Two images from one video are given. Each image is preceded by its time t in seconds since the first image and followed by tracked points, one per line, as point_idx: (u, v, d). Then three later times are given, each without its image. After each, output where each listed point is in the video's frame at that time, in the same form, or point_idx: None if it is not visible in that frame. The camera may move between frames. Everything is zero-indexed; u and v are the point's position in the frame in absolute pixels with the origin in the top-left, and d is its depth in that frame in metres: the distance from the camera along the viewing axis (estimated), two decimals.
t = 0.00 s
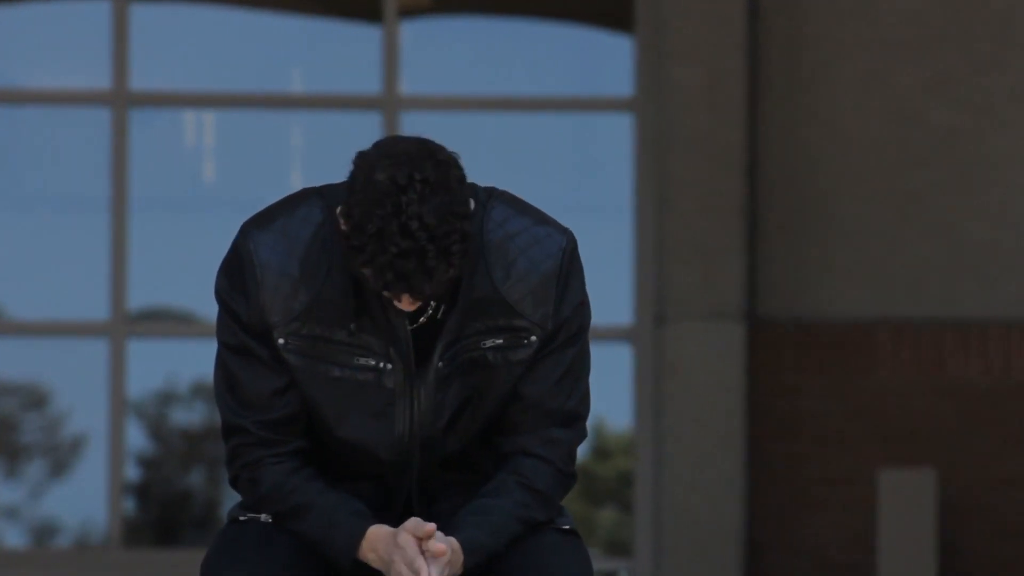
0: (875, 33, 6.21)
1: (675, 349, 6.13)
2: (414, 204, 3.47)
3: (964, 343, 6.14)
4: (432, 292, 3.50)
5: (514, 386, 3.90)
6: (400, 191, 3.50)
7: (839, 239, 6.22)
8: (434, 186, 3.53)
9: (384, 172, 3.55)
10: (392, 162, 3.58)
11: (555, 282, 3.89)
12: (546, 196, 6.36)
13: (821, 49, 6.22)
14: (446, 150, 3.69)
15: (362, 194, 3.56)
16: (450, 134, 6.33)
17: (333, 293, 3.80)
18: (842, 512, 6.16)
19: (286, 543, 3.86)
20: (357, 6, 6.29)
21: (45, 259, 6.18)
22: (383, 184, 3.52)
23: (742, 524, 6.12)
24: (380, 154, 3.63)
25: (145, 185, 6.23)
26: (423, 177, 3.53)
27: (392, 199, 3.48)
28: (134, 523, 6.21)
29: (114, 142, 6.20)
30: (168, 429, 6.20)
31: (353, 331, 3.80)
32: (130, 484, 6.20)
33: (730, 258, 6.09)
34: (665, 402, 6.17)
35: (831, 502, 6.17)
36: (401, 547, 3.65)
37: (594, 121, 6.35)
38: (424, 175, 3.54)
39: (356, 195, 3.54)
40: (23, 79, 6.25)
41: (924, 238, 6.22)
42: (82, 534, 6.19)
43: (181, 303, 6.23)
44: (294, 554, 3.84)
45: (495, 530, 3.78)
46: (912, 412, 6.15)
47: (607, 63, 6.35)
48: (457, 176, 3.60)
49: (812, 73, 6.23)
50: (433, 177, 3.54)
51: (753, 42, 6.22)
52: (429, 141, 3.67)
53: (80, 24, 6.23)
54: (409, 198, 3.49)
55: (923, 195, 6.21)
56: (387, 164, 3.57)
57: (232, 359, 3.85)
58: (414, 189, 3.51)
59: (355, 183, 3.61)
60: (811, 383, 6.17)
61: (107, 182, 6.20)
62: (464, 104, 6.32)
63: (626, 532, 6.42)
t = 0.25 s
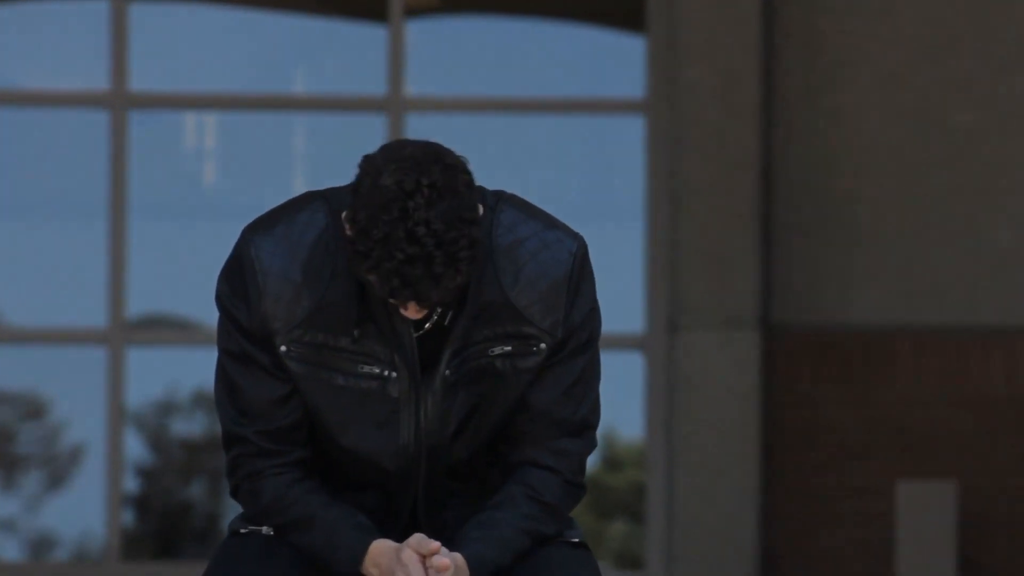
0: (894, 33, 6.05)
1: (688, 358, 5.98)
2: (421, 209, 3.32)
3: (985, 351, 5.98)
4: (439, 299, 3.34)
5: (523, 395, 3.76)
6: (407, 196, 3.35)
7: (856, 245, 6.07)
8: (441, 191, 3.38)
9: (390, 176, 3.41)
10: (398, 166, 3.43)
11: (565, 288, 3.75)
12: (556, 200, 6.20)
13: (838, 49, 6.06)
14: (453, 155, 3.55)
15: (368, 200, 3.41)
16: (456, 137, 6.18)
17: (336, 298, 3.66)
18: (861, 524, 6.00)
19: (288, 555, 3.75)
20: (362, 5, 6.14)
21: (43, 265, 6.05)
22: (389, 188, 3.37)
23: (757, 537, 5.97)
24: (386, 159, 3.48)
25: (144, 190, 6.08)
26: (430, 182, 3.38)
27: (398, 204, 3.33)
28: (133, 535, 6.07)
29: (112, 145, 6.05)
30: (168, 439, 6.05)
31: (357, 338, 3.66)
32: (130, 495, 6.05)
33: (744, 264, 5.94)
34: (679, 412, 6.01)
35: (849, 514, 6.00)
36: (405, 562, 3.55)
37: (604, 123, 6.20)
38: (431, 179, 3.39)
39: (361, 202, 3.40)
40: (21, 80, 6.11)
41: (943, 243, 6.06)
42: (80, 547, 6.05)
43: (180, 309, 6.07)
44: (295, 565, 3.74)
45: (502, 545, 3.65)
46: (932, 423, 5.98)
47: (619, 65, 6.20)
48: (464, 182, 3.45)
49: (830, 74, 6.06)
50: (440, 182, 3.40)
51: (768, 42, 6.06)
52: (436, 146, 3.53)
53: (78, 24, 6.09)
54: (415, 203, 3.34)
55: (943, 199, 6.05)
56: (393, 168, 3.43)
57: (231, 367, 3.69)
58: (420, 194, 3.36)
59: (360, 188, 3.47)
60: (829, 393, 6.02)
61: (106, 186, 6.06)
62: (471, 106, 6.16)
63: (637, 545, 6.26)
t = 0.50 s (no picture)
0: (912, 32, 5.89)
1: (701, 366, 5.83)
2: (426, 217, 3.16)
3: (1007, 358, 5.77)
4: (445, 309, 3.19)
5: (532, 405, 3.62)
6: (410, 204, 3.18)
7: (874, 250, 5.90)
8: (446, 199, 3.22)
9: (393, 182, 3.24)
10: (402, 172, 3.26)
11: (575, 294, 3.60)
12: (565, 204, 6.05)
13: (855, 49, 5.90)
14: (459, 158, 3.37)
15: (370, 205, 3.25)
16: (464, 139, 6.03)
17: (340, 306, 3.52)
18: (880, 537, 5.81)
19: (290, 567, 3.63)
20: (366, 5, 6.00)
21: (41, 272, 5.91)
22: (392, 195, 3.21)
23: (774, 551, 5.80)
24: (389, 163, 3.31)
25: (144, 193, 5.94)
26: (435, 188, 3.21)
27: (401, 212, 3.17)
28: (133, 548, 5.92)
29: (110, 148, 5.91)
30: (168, 450, 5.90)
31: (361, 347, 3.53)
32: (128, 507, 5.91)
33: (759, 270, 5.78)
34: (693, 421, 5.85)
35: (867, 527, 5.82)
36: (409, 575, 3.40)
37: (615, 126, 6.05)
38: (436, 186, 3.22)
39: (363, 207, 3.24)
40: (17, 81, 5.97)
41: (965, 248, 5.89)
42: (78, 561, 5.90)
43: (180, 316, 5.93)
44: None
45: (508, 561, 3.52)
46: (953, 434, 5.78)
47: (630, 66, 6.06)
48: (471, 188, 3.28)
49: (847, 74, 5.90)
50: (445, 188, 3.23)
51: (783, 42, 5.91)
52: (442, 149, 3.35)
53: (74, 24, 5.95)
54: (420, 211, 3.17)
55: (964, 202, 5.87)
56: (396, 173, 3.26)
57: (233, 377, 3.56)
58: (425, 202, 3.19)
59: (362, 193, 3.30)
60: (846, 403, 5.84)
61: (104, 191, 5.91)
62: (479, 107, 6.02)
63: (649, 559, 6.10)
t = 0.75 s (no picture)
0: (933, 32, 5.71)
1: (716, 373, 5.70)
2: (433, 221, 3.02)
3: None
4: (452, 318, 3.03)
5: (541, 413, 3.51)
6: (417, 208, 3.04)
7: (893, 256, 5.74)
8: (454, 204, 3.07)
9: (400, 186, 3.10)
10: (409, 176, 3.12)
11: (586, 301, 3.48)
12: (575, 208, 5.91)
13: (874, 48, 5.73)
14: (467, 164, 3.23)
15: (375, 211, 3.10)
16: (471, 142, 5.87)
17: (345, 313, 3.40)
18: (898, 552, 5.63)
19: None
20: (370, 4, 5.86)
21: (37, 279, 5.77)
22: (398, 199, 3.06)
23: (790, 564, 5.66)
24: (395, 167, 3.17)
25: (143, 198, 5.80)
26: (442, 193, 3.08)
27: (408, 217, 3.03)
28: (132, 563, 5.76)
29: (108, 150, 5.76)
30: (168, 461, 5.75)
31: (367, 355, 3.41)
32: (127, 520, 5.75)
33: (775, 275, 5.64)
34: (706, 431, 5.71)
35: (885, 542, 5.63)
36: None
37: (627, 128, 5.91)
38: (444, 191, 3.09)
39: (367, 212, 3.09)
40: (14, 83, 5.83)
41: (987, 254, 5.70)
42: None
43: (180, 323, 5.78)
44: None
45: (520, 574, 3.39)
46: (975, 449, 5.58)
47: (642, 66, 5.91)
48: (479, 194, 3.14)
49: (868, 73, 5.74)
50: (453, 193, 3.09)
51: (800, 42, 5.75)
52: (449, 154, 3.22)
53: (72, 24, 5.81)
54: (427, 216, 3.03)
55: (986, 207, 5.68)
56: (402, 178, 3.11)
57: (235, 386, 3.44)
58: (432, 206, 3.05)
59: (367, 198, 3.15)
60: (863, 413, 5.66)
61: (102, 195, 5.77)
62: (486, 109, 5.86)
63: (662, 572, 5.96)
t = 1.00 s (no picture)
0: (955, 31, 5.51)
1: (731, 382, 5.53)
2: (443, 228, 2.86)
3: None
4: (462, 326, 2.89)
5: (551, 424, 3.30)
6: (426, 215, 2.88)
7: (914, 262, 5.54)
8: (465, 210, 2.91)
9: (409, 191, 2.93)
10: (419, 179, 2.96)
11: (599, 308, 3.29)
12: (586, 213, 5.76)
13: (894, 49, 5.56)
14: (478, 167, 3.07)
15: (382, 216, 2.94)
16: (479, 146, 5.73)
17: (351, 319, 3.19)
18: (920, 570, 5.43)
19: None
20: (375, 4, 5.72)
21: (33, 285, 5.62)
22: (406, 205, 2.90)
23: None
24: (403, 170, 3.01)
25: (142, 202, 5.64)
26: (453, 199, 2.91)
27: (417, 223, 2.87)
28: None
29: (106, 154, 5.62)
30: (167, 474, 5.61)
31: (372, 364, 3.21)
32: (126, 534, 5.62)
33: (792, 282, 5.49)
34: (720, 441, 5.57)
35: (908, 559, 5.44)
36: None
37: (638, 131, 5.76)
38: (453, 196, 2.92)
39: (375, 217, 2.94)
40: (9, 84, 5.68)
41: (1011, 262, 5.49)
42: None
43: (180, 331, 5.64)
44: None
45: None
46: (997, 462, 5.39)
47: (654, 68, 5.76)
48: (491, 199, 2.98)
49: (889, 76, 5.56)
50: (463, 198, 2.93)
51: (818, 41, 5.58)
52: (460, 157, 3.05)
53: (69, 24, 5.66)
54: (436, 222, 2.87)
55: (1009, 213, 5.48)
56: (411, 182, 2.96)
57: (236, 396, 3.24)
58: (442, 213, 2.89)
59: (375, 202, 2.99)
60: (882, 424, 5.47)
61: (100, 199, 5.62)
62: (494, 111, 5.72)
63: None
